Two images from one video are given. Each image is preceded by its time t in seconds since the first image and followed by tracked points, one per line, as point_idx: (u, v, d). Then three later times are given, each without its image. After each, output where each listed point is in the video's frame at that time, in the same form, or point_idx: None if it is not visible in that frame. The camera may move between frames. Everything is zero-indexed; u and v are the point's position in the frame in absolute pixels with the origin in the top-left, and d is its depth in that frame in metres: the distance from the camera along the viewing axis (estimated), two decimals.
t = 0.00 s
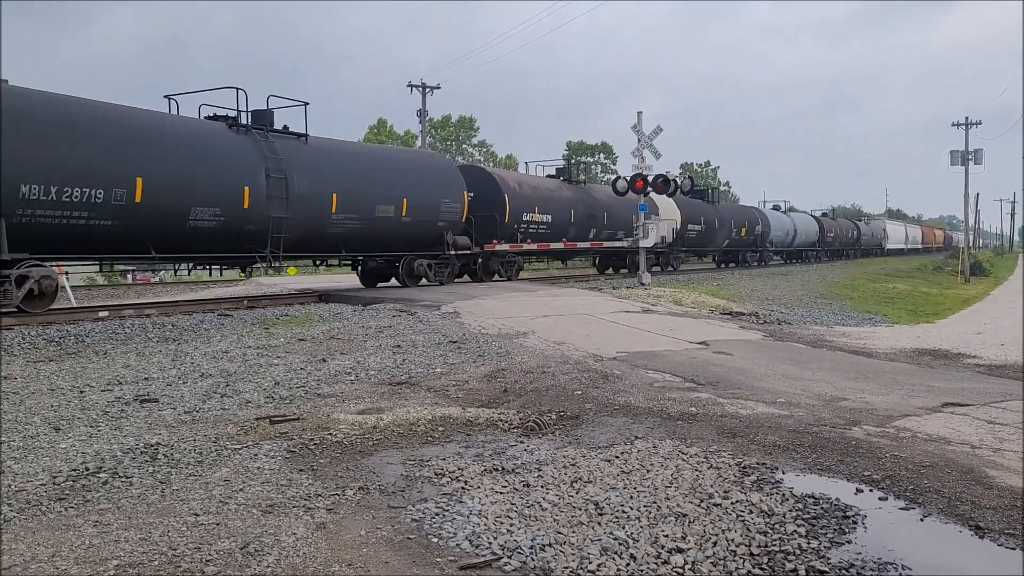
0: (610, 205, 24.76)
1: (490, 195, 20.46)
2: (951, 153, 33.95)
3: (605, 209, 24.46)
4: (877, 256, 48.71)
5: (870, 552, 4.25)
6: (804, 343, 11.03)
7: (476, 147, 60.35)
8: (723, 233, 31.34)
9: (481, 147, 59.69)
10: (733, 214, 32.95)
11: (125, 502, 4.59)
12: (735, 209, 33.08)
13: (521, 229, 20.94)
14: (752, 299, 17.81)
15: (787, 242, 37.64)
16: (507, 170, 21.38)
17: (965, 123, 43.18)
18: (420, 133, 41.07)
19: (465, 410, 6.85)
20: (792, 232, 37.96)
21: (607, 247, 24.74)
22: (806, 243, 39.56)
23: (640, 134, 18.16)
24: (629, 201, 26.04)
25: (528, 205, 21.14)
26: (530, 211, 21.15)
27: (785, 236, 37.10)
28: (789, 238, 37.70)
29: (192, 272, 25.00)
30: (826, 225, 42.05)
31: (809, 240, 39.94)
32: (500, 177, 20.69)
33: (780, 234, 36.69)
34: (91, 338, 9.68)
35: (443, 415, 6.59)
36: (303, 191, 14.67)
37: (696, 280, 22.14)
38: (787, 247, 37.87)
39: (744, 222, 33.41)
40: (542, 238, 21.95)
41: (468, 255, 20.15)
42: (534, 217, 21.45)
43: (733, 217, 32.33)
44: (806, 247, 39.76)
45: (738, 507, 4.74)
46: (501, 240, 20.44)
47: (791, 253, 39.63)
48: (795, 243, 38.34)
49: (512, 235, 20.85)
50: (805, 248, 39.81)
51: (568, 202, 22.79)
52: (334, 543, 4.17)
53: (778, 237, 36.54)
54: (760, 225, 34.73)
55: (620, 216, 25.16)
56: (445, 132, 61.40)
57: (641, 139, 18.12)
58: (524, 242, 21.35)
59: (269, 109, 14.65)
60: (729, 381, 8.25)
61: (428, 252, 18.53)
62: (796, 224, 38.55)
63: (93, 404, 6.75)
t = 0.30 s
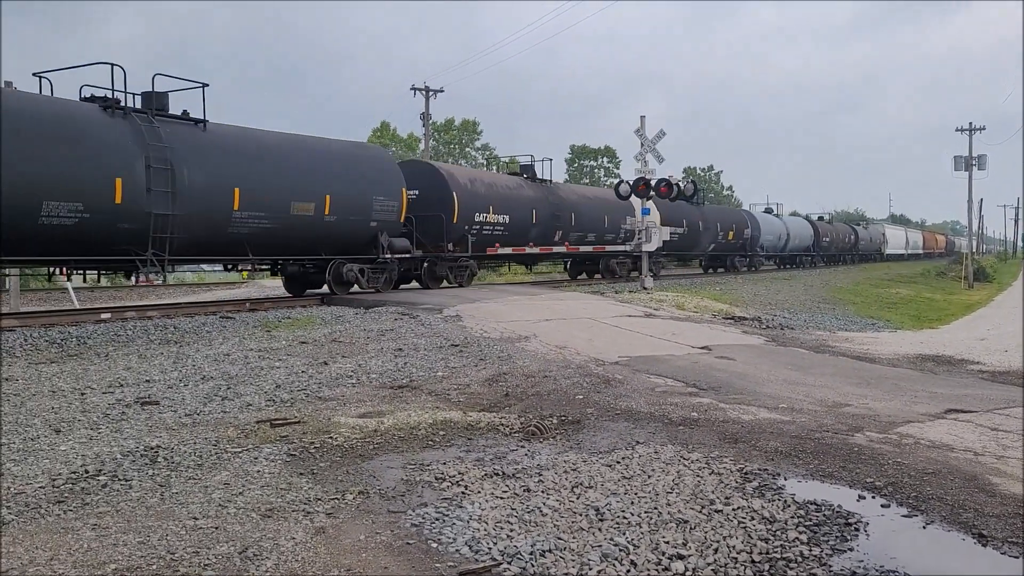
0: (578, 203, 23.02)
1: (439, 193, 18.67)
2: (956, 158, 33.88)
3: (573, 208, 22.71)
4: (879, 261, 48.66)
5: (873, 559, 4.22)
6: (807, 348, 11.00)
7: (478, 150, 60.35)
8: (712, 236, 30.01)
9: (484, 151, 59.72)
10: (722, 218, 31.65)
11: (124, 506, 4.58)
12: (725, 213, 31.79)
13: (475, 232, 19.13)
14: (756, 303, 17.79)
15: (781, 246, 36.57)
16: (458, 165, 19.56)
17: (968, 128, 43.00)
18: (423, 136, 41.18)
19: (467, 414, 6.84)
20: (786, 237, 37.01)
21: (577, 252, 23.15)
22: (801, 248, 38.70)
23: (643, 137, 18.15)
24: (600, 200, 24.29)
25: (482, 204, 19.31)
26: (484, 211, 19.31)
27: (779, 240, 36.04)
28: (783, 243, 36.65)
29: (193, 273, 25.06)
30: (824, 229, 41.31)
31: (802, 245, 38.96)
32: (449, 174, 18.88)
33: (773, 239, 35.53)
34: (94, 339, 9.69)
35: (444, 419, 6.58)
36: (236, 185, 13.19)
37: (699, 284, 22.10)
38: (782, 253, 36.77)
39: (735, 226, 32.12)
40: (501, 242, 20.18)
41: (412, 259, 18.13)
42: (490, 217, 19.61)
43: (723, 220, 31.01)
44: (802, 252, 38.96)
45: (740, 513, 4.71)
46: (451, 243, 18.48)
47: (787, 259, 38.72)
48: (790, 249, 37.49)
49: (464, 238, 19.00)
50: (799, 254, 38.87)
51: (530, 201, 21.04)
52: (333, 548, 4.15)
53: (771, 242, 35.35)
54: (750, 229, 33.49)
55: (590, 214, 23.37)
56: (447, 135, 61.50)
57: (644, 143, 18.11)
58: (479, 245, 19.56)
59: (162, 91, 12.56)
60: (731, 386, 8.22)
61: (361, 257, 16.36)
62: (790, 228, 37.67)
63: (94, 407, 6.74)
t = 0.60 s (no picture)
0: (541, 203, 21.45)
1: (374, 189, 17.03)
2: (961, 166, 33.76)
3: (533, 209, 21.12)
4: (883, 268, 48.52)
5: (876, 570, 4.18)
6: (810, 355, 10.96)
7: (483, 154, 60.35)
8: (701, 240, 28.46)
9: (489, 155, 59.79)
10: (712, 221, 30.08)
11: (124, 509, 4.58)
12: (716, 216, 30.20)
13: (416, 233, 17.54)
14: (761, 310, 17.74)
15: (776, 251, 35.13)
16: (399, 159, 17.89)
17: (975, 135, 42.74)
18: (428, 140, 41.29)
19: (469, 418, 6.83)
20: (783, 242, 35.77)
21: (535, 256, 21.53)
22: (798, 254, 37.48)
23: (647, 143, 18.14)
24: (567, 201, 22.71)
25: (426, 203, 17.66)
26: (429, 211, 17.70)
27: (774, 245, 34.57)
28: (779, 250, 35.22)
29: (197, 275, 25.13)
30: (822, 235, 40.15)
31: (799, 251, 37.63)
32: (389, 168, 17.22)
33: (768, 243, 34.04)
34: (97, 341, 9.70)
35: (446, 424, 6.56)
36: (222, 182, 12.90)
37: (703, 290, 22.06)
38: (777, 259, 35.35)
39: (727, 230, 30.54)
40: (448, 244, 18.58)
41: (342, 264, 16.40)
42: (435, 217, 17.97)
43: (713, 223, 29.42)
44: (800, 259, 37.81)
45: (742, 521, 4.68)
46: (386, 246, 16.86)
47: (782, 265, 37.43)
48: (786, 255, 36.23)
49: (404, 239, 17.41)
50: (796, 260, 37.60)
51: (484, 200, 19.43)
52: (332, 553, 4.13)
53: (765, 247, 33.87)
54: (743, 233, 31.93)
55: (553, 215, 21.78)
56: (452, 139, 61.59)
57: (649, 149, 18.10)
58: (420, 248, 17.91)
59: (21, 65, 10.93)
60: (735, 393, 8.18)
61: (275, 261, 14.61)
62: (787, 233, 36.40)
63: (96, 409, 6.74)
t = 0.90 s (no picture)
0: (494, 203, 20.01)
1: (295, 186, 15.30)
2: (969, 173, 33.65)
3: (485, 210, 19.66)
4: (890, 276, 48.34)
5: None
6: (817, 362, 10.90)
7: (489, 160, 60.43)
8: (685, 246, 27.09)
9: (495, 161, 59.87)
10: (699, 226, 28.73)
11: (127, 514, 4.57)
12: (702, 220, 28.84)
13: (347, 235, 16.03)
14: (767, 317, 17.67)
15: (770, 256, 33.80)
16: (326, 154, 16.26)
17: (983, 143, 42.48)
18: (435, 146, 41.40)
19: (473, 425, 6.80)
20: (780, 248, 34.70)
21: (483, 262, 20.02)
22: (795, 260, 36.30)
23: (653, 149, 18.14)
24: (524, 201, 21.29)
25: (356, 202, 16.08)
26: (360, 211, 16.12)
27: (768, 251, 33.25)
28: (772, 256, 33.93)
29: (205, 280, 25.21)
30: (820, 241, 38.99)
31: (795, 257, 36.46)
32: (315, 163, 15.61)
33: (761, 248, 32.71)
34: (102, 346, 9.72)
35: (450, 430, 6.54)
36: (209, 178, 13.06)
37: (709, 298, 22.00)
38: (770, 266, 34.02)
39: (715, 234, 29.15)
40: (386, 247, 17.08)
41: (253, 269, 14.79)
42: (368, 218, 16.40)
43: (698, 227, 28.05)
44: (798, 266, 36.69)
45: (747, 530, 4.65)
46: (308, 250, 15.33)
47: (776, 272, 36.30)
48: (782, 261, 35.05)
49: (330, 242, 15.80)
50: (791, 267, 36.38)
51: (427, 200, 17.92)
52: (334, 560, 4.11)
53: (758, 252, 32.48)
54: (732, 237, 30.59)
55: (507, 216, 20.33)
56: (459, 145, 61.84)
57: (655, 155, 18.09)
58: (352, 252, 16.37)
59: None
60: (741, 401, 8.14)
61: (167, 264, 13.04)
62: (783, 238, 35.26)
63: (101, 414, 6.74)
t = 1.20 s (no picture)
0: (440, 200, 18.07)
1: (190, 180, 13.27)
2: (977, 176, 33.50)
3: (430, 208, 17.72)
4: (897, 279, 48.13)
5: None
6: (824, 365, 10.86)
7: (496, 163, 60.52)
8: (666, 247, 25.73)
9: (502, 165, 59.91)
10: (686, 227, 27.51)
11: (135, 518, 4.58)
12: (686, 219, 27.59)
13: (255, 235, 14.00)
14: (774, 320, 17.62)
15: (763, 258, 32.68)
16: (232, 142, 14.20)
17: (990, 144, 42.19)
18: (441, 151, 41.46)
19: (480, 428, 6.80)
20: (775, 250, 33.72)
21: (427, 264, 18.05)
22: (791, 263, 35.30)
23: (660, 152, 18.13)
24: (474, 198, 19.42)
25: (269, 197, 14.12)
26: (274, 207, 14.16)
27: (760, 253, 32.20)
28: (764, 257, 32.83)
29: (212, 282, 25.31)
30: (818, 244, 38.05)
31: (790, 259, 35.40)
32: (217, 153, 13.61)
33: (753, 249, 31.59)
34: (111, 350, 9.76)
35: (458, 434, 6.54)
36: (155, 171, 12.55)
37: (716, 300, 21.93)
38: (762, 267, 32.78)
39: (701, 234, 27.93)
40: (307, 249, 15.07)
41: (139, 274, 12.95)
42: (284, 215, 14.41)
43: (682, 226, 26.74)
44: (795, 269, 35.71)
45: (756, 534, 4.62)
46: (205, 253, 13.27)
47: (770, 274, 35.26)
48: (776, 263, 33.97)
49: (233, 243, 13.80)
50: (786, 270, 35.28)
51: (358, 195, 15.90)
52: (342, 564, 4.11)
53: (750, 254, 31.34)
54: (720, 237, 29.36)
55: (455, 215, 18.44)
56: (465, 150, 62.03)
57: (661, 158, 18.07)
58: (264, 255, 14.37)
59: None
60: (749, 404, 8.11)
61: (21, 269, 11.26)
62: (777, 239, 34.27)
63: (109, 417, 6.76)
